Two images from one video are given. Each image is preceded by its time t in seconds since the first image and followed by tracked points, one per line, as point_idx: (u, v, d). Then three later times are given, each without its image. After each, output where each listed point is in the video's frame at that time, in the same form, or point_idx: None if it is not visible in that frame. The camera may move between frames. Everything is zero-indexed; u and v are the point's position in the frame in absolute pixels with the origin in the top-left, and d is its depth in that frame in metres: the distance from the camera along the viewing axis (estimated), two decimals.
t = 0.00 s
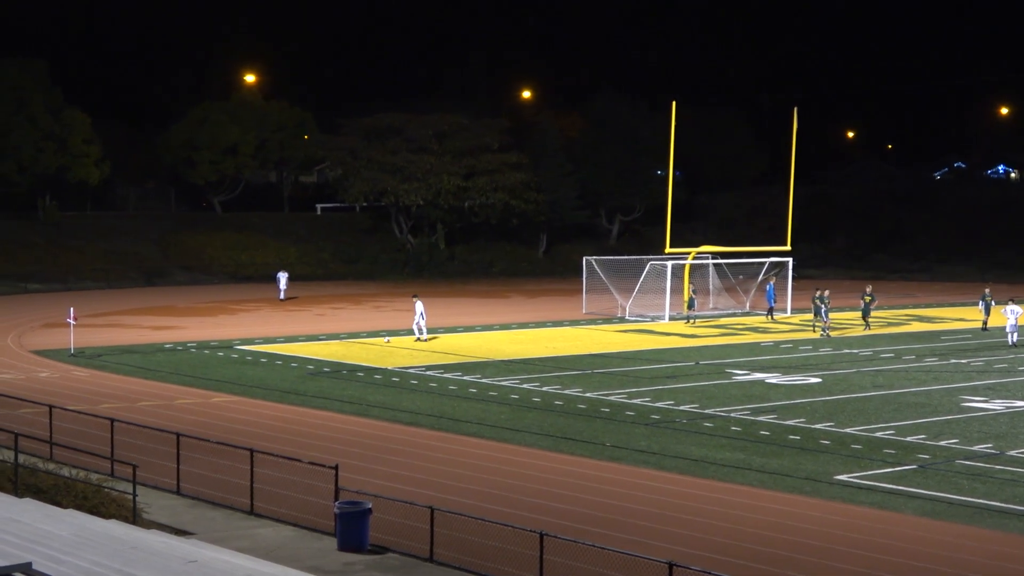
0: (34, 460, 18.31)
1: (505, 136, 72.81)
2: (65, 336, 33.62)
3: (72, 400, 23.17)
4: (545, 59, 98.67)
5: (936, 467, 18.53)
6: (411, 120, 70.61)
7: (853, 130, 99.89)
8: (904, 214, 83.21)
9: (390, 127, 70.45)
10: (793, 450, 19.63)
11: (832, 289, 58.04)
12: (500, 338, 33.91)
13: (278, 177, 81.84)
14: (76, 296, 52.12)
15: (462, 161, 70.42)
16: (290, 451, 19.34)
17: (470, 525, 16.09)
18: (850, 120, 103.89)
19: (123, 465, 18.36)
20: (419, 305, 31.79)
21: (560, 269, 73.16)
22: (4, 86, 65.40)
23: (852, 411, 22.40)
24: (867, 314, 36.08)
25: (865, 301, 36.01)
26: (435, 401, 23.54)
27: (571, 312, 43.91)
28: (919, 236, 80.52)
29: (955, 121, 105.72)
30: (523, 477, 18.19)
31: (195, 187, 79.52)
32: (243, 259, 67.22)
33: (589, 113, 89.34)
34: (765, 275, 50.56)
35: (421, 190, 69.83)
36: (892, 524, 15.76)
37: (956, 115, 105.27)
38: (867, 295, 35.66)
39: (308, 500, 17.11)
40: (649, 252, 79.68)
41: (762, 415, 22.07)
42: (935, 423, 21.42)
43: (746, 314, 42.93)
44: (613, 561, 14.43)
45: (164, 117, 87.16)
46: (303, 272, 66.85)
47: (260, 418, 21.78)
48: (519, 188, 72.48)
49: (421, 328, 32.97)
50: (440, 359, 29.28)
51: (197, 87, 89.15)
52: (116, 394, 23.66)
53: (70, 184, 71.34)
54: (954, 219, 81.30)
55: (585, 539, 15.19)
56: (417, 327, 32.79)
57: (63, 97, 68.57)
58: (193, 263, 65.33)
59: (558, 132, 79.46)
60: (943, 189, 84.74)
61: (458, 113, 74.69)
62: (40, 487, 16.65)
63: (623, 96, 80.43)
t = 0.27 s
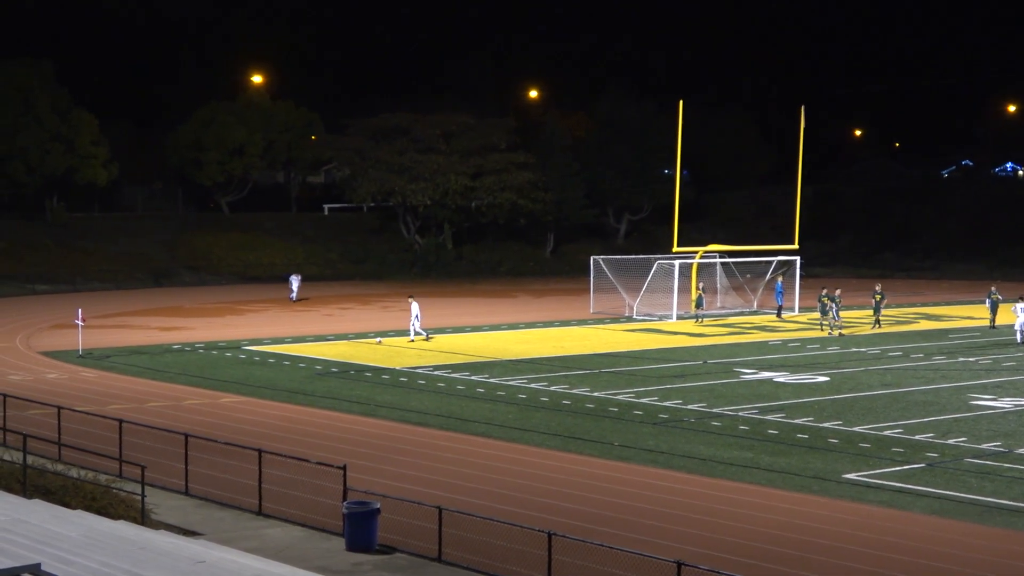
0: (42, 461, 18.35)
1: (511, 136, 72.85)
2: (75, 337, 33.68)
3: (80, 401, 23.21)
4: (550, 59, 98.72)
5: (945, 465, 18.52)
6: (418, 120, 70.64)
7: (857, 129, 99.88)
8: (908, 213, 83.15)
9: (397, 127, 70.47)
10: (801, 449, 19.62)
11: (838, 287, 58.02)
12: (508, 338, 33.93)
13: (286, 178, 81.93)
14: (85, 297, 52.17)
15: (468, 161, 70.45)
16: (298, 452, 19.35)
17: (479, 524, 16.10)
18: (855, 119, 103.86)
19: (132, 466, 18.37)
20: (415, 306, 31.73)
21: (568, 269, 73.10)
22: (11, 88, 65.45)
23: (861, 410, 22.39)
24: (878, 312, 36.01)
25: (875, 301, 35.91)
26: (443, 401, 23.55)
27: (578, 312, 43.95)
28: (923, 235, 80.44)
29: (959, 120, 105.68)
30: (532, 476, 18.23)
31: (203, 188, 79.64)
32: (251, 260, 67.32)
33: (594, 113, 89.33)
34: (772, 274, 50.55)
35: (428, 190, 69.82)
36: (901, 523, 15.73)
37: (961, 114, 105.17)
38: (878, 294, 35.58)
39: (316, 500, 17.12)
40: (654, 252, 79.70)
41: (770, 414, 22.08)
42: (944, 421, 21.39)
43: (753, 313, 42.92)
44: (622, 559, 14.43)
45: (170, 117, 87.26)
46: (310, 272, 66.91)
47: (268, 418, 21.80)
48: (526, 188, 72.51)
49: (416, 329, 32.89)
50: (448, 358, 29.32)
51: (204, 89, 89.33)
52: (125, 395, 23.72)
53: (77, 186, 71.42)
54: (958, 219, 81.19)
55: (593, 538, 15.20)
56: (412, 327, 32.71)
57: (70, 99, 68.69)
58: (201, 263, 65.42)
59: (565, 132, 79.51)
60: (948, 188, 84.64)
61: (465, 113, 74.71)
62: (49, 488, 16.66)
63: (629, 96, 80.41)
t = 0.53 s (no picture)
0: (44, 461, 18.35)
1: (512, 135, 72.85)
2: (75, 337, 33.68)
3: (82, 401, 23.23)
4: (550, 58, 98.70)
5: (946, 463, 18.53)
6: (419, 120, 70.61)
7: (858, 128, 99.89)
8: (909, 212, 83.15)
9: (398, 127, 70.46)
10: (803, 447, 19.62)
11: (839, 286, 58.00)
12: (509, 337, 33.93)
13: (286, 178, 81.90)
14: (86, 297, 52.15)
15: (469, 161, 70.45)
16: (299, 452, 19.35)
17: (480, 523, 16.10)
18: (855, 118, 103.82)
19: (133, 466, 18.38)
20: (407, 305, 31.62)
21: (569, 268, 73.07)
22: (11, 88, 65.39)
23: (862, 409, 22.38)
24: (883, 311, 36.13)
25: (880, 299, 36.05)
26: (444, 400, 23.54)
27: (579, 311, 43.97)
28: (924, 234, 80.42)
29: (959, 119, 105.66)
30: (532, 475, 18.22)
31: (203, 188, 79.64)
32: (251, 259, 67.31)
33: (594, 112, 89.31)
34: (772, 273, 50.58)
35: (429, 190, 69.80)
36: (902, 522, 15.73)
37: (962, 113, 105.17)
38: (883, 293, 35.67)
39: (317, 500, 17.12)
40: (655, 251, 79.69)
41: (771, 413, 22.08)
42: (945, 420, 21.39)
43: (754, 312, 42.93)
44: (623, 560, 14.43)
45: (170, 117, 87.23)
46: (311, 272, 66.88)
47: (269, 418, 21.79)
48: (527, 187, 72.50)
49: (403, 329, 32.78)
50: (450, 358, 29.32)
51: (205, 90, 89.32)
52: (126, 395, 23.74)
53: (78, 186, 71.39)
54: (959, 217, 81.17)
55: (595, 538, 15.19)
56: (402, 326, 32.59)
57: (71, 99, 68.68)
58: (202, 263, 65.42)
59: (566, 131, 79.52)
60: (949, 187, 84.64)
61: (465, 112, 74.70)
62: (51, 488, 16.66)
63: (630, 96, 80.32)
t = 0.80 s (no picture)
0: (44, 461, 18.34)
1: (511, 134, 72.85)
2: (74, 336, 33.64)
3: (81, 400, 23.22)
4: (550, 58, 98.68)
5: (945, 463, 18.53)
6: (419, 119, 70.59)
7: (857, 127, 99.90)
8: (909, 212, 83.15)
9: (397, 126, 70.44)
10: (801, 447, 19.62)
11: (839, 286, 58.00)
12: (509, 336, 33.93)
13: (286, 177, 81.87)
14: (86, 296, 52.12)
15: (469, 160, 70.43)
16: (298, 451, 19.34)
17: (479, 523, 16.10)
18: (855, 118, 103.82)
19: (133, 465, 18.37)
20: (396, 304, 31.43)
21: (568, 267, 73.04)
22: (11, 87, 65.30)
23: (861, 408, 22.38)
24: (886, 310, 36.35)
25: (883, 297, 36.28)
26: (444, 399, 23.54)
27: (578, 311, 43.97)
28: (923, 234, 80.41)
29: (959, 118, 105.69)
30: (532, 475, 18.21)
31: (203, 187, 79.64)
32: (251, 259, 67.28)
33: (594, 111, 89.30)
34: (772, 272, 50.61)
35: (429, 189, 69.77)
36: (901, 521, 15.72)
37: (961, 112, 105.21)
38: (886, 292, 35.80)
39: (317, 499, 17.11)
40: (654, 250, 79.69)
41: (770, 412, 22.09)
42: (944, 420, 21.39)
43: (753, 311, 42.96)
44: (622, 559, 14.42)
45: (170, 116, 87.21)
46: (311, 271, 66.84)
47: (269, 417, 21.78)
48: (527, 186, 72.48)
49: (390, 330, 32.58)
50: (449, 357, 29.32)
51: (205, 89, 89.31)
52: (125, 394, 23.74)
53: (77, 185, 71.32)
54: (959, 216, 81.16)
55: (593, 537, 15.19)
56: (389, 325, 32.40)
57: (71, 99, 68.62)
58: (202, 262, 65.41)
59: (565, 131, 79.53)
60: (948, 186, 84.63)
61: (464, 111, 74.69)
62: (50, 487, 16.64)
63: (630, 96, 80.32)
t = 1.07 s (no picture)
0: (42, 459, 18.32)
1: (510, 134, 72.87)
2: (72, 335, 33.63)
3: (80, 399, 23.22)
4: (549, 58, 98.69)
5: (943, 462, 18.54)
6: (418, 118, 70.59)
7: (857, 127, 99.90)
8: (908, 211, 83.14)
9: (396, 124, 70.43)
10: (799, 446, 19.63)
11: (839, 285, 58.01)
12: (507, 335, 33.94)
13: (285, 176, 81.90)
14: (85, 294, 52.13)
15: (468, 158, 70.41)
16: (297, 450, 19.33)
17: (478, 522, 16.10)
18: (855, 118, 103.83)
19: (131, 463, 18.36)
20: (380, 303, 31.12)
21: (567, 266, 73.01)
22: (9, 86, 65.31)
23: (859, 408, 22.39)
24: (889, 309, 36.37)
25: (886, 296, 36.30)
26: (442, 398, 23.55)
27: (577, 310, 43.98)
28: (923, 234, 80.40)
29: (958, 118, 105.72)
30: (530, 474, 18.21)
31: (201, 185, 79.67)
32: (250, 258, 67.27)
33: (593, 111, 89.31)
34: (770, 272, 50.62)
35: (427, 188, 69.77)
36: (899, 521, 15.73)
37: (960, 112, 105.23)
38: (890, 291, 35.84)
39: (315, 498, 17.11)
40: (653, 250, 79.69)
41: (768, 412, 22.09)
42: (942, 419, 21.40)
43: (752, 310, 42.98)
44: (621, 558, 14.43)
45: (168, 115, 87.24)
46: (309, 270, 66.80)
47: (268, 416, 21.78)
48: (525, 185, 72.45)
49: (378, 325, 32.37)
50: (448, 356, 29.33)
51: (203, 88, 89.33)
52: (125, 392, 23.75)
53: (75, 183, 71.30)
54: (958, 217, 81.15)
55: (591, 536, 15.19)
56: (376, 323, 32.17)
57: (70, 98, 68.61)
58: (201, 261, 65.41)
59: (564, 129, 79.53)
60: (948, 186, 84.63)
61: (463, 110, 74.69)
62: (48, 485, 16.63)
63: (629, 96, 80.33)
